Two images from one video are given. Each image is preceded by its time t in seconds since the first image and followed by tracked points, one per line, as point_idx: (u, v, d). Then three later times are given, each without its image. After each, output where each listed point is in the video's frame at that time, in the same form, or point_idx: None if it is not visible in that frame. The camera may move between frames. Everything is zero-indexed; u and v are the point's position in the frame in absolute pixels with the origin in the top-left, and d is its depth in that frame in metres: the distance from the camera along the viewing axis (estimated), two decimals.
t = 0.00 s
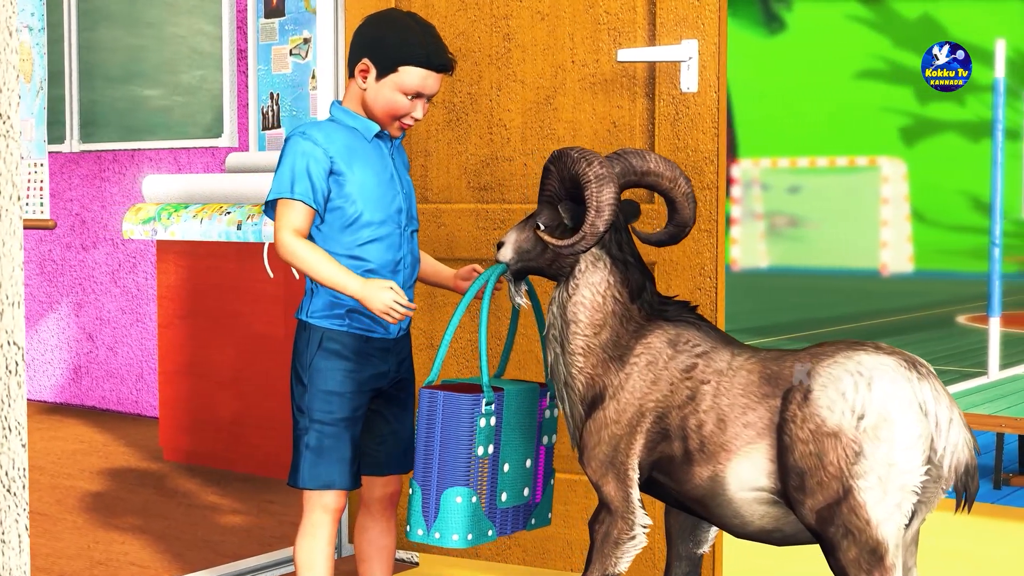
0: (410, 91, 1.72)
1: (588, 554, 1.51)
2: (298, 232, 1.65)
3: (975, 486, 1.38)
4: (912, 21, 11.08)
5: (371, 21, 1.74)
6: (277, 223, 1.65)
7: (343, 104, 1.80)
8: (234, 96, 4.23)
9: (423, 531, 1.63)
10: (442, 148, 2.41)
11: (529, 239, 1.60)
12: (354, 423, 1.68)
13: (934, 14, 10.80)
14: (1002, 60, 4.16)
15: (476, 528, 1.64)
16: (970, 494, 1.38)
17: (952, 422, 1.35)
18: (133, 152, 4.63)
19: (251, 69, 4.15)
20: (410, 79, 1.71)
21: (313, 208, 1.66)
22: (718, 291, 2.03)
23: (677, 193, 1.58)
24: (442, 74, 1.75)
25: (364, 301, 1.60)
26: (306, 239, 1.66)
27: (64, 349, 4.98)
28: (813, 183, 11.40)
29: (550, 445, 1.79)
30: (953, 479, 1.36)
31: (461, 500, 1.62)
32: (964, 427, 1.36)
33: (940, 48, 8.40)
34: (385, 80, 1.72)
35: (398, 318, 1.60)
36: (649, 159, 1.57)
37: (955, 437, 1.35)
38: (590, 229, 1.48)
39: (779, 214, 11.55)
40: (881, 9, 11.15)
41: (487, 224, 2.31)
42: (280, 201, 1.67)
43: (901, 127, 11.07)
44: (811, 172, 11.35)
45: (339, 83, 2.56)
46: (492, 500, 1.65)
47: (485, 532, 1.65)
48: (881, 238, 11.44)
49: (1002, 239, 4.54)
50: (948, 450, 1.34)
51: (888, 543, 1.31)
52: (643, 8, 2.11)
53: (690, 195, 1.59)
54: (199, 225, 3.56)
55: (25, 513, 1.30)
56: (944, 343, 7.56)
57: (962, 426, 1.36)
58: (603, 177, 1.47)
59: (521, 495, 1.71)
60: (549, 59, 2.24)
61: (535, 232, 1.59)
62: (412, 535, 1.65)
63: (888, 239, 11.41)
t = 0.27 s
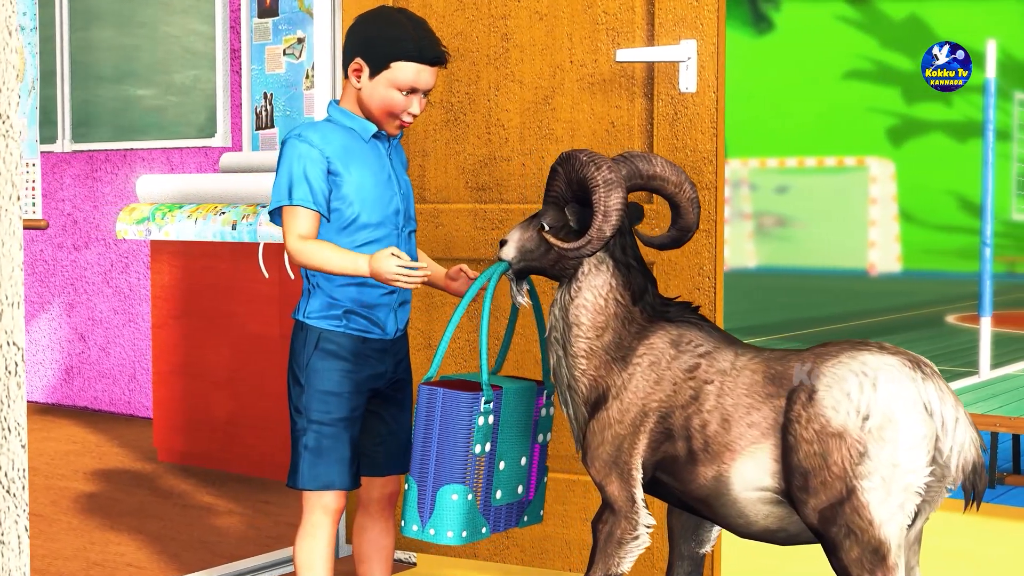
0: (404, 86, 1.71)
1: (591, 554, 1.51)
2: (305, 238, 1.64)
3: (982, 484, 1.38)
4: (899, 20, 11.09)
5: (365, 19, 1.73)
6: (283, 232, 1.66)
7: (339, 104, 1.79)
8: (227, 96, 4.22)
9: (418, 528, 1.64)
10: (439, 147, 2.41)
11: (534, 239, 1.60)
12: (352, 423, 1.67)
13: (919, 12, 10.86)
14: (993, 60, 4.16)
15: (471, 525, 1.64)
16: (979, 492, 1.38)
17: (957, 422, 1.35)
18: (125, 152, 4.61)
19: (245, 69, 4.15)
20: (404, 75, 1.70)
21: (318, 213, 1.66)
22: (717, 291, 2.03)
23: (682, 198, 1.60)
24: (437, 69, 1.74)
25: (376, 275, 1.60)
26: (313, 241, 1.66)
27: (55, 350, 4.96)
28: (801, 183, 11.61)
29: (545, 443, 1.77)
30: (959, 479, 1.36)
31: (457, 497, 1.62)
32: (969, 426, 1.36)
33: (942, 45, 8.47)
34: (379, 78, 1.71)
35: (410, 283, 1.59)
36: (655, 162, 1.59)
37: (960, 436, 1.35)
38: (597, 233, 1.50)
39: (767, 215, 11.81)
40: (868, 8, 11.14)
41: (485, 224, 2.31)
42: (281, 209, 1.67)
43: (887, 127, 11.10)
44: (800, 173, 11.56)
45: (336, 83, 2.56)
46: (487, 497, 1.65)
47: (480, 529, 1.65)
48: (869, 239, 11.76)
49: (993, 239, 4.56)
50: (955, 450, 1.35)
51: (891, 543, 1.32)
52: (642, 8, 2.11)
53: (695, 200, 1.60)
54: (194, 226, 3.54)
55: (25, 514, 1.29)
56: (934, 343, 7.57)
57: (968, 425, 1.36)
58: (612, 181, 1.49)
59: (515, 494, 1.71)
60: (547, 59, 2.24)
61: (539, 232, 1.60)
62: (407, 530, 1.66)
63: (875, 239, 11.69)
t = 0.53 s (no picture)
0: (403, 89, 1.70)
1: (594, 554, 1.52)
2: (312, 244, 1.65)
3: (986, 482, 1.38)
4: (886, 20, 12.28)
5: (362, 21, 1.73)
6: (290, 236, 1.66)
7: (339, 105, 1.79)
8: (220, 96, 4.22)
9: (416, 526, 1.64)
10: (438, 147, 2.40)
11: (536, 239, 1.61)
12: (351, 423, 1.67)
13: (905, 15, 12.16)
14: (984, 60, 4.18)
15: (470, 525, 1.64)
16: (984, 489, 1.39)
17: (961, 422, 1.35)
18: (118, 152, 4.59)
19: (238, 69, 4.14)
20: (402, 76, 1.69)
21: (322, 219, 1.66)
22: (716, 291, 2.03)
23: (685, 203, 1.60)
24: (437, 71, 1.73)
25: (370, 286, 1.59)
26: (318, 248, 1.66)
27: (47, 350, 4.95)
28: (787, 184, 12.43)
29: (543, 443, 1.77)
30: (963, 478, 1.36)
31: (456, 497, 1.63)
32: (974, 426, 1.36)
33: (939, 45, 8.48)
34: (377, 80, 1.71)
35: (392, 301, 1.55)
36: (659, 166, 1.59)
37: (964, 436, 1.35)
38: (602, 237, 1.50)
39: (756, 214, 12.56)
40: (854, 9, 12.32)
41: (484, 224, 2.31)
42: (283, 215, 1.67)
43: (876, 127, 12.24)
44: (788, 174, 12.41)
45: (334, 82, 2.56)
46: (486, 497, 1.65)
47: (478, 529, 1.65)
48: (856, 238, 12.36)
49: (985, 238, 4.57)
50: (959, 450, 1.35)
51: (892, 543, 1.32)
52: (641, 8, 2.11)
53: (698, 204, 1.61)
54: (189, 226, 3.54)
55: (25, 516, 1.28)
56: (925, 343, 7.56)
57: (971, 425, 1.36)
58: (617, 186, 1.49)
59: (512, 494, 1.71)
60: (545, 59, 2.24)
61: (542, 234, 1.61)
62: (405, 529, 1.66)
63: (864, 239, 12.34)
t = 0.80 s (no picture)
0: (400, 88, 1.70)
1: (596, 555, 1.51)
2: (295, 241, 1.64)
3: (988, 482, 1.38)
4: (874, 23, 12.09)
5: (359, 20, 1.73)
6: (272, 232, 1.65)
7: (341, 104, 1.79)
8: (213, 96, 4.21)
9: (422, 532, 1.64)
10: (435, 147, 2.40)
11: (537, 244, 1.61)
12: (351, 424, 1.67)
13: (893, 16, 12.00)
14: (975, 61, 4.20)
15: (475, 530, 1.63)
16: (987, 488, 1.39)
17: (963, 422, 1.36)
18: (110, 151, 4.56)
19: (231, 69, 4.14)
20: (399, 76, 1.69)
21: (308, 216, 1.65)
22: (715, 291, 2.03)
23: (685, 204, 1.60)
24: (434, 68, 1.73)
25: (362, 295, 1.61)
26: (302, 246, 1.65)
27: (38, 351, 4.93)
28: (776, 184, 12.60)
29: (547, 448, 1.78)
30: (964, 479, 1.37)
31: (461, 502, 1.62)
32: (975, 426, 1.37)
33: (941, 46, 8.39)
34: (375, 82, 1.70)
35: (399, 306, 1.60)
36: (658, 168, 1.59)
37: (966, 436, 1.36)
38: (603, 240, 1.50)
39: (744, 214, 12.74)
40: (841, 10, 12.19)
41: (481, 224, 2.31)
42: (275, 208, 1.66)
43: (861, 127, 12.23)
44: (777, 174, 12.55)
45: (332, 82, 2.55)
46: (491, 501, 1.65)
47: (484, 534, 1.65)
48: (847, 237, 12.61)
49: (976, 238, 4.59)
50: (961, 450, 1.35)
51: (893, 543, 1.32)
52: (639, 8, 2.12)
53: (698, 206, 1.61)
54: (184, 226, 3.53)
55: (25, 516, 1.28)
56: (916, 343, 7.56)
57: (973, 425, 1.37)
58: (616, 189, 1.49)
59: (518, 498, 1.71)
60: (544, 59, 2.24)
61: (543, 238, 1.61)
62: (410, 535, 1.65)
63: (853, 239, 12.54)
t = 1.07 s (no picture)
0: (402, 87, 1.70)
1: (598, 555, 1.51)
2: (297, 237, 1.63)
3: (990, 482, 1.39)
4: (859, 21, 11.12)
5: (360, 19, 1.73)
6: (274, 227, 1.64)
7: (342, 104, 1.78)
8: (207, 95, 4.19)
9: (431, 542, 1.66)
10: (433, 147, 2.40)
11: (537, 251, 1.61)
12: (355, 425, 1.67)
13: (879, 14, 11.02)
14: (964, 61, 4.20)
15: (484, 537, 1.65)
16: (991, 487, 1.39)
17: (965, 423, 1.36)
18: (102, 151, 4.56)
19: (225, 69, 4.13)
20: (402, 75, 1.69)
21: (311, 212, 1.65)
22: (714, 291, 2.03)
23: (684, 206, 1.60)
24: (435, 65, 1.73)
25: (363, 309, 1.59)
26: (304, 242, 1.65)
27: (30, 351, 4.92)
28: (762, 184, 11.74)
29: (556, 454, 1.80)
30: (965, 479, 1.37)
31: (470, 510, 1.64)
32: (976, 427, 1.37)
33: (941, 45, 8.30)
34: (377, 80, 1.70)
35: (396, 327, 1.59)
36: (656, 171, 1.60)
37: (967, 437, 1.36)
38: (600, 243, 1.50)
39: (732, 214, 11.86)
40: (829, 9, 11.23)
41: (480, 224, 2.31)
42: (277, 203, 1.65)
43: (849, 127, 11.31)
44: (766, 174, 11.70)
45: (330, 81, 2.55)
46: (500, 509, 1.67)
47: (494, 542, 1.66)
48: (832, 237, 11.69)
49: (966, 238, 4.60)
50: (962, 451, 1.36)
51: (893, 543, 1.33)
52: (638, 9, 2.12)
53: (697, 207, 1.61)
54: (178, 226, 3.52)
55: (25, 517, 1.27)
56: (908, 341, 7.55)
57: (974, 426, 1.37)
58: (613, 192, 1.49)
59: (527, 504, 1.73)
60: (542, 59, 2.24)
61: (544, 244, 1.61)
62: (421, 544, 1.68)
63: (841, 239, 11.84)
